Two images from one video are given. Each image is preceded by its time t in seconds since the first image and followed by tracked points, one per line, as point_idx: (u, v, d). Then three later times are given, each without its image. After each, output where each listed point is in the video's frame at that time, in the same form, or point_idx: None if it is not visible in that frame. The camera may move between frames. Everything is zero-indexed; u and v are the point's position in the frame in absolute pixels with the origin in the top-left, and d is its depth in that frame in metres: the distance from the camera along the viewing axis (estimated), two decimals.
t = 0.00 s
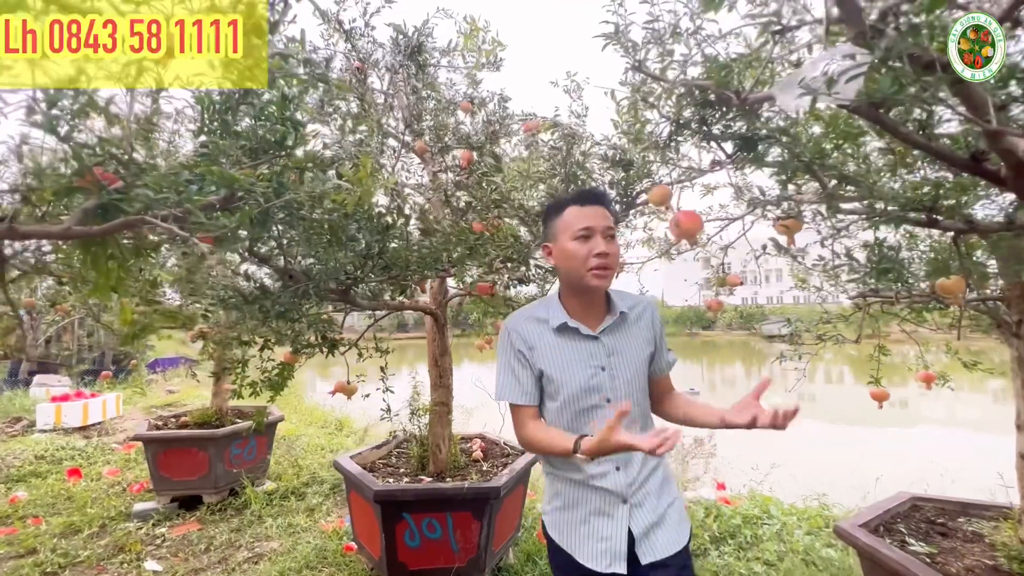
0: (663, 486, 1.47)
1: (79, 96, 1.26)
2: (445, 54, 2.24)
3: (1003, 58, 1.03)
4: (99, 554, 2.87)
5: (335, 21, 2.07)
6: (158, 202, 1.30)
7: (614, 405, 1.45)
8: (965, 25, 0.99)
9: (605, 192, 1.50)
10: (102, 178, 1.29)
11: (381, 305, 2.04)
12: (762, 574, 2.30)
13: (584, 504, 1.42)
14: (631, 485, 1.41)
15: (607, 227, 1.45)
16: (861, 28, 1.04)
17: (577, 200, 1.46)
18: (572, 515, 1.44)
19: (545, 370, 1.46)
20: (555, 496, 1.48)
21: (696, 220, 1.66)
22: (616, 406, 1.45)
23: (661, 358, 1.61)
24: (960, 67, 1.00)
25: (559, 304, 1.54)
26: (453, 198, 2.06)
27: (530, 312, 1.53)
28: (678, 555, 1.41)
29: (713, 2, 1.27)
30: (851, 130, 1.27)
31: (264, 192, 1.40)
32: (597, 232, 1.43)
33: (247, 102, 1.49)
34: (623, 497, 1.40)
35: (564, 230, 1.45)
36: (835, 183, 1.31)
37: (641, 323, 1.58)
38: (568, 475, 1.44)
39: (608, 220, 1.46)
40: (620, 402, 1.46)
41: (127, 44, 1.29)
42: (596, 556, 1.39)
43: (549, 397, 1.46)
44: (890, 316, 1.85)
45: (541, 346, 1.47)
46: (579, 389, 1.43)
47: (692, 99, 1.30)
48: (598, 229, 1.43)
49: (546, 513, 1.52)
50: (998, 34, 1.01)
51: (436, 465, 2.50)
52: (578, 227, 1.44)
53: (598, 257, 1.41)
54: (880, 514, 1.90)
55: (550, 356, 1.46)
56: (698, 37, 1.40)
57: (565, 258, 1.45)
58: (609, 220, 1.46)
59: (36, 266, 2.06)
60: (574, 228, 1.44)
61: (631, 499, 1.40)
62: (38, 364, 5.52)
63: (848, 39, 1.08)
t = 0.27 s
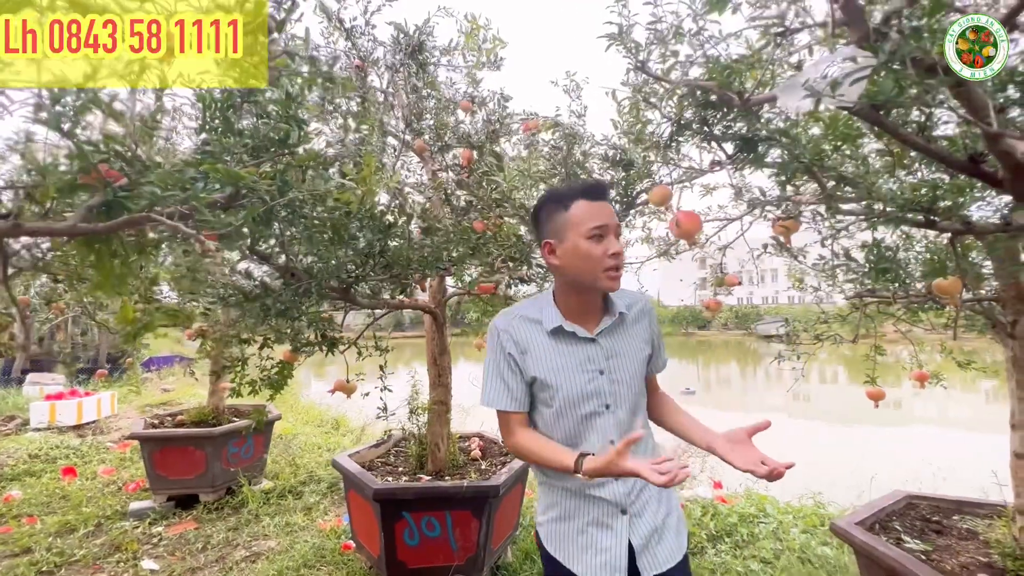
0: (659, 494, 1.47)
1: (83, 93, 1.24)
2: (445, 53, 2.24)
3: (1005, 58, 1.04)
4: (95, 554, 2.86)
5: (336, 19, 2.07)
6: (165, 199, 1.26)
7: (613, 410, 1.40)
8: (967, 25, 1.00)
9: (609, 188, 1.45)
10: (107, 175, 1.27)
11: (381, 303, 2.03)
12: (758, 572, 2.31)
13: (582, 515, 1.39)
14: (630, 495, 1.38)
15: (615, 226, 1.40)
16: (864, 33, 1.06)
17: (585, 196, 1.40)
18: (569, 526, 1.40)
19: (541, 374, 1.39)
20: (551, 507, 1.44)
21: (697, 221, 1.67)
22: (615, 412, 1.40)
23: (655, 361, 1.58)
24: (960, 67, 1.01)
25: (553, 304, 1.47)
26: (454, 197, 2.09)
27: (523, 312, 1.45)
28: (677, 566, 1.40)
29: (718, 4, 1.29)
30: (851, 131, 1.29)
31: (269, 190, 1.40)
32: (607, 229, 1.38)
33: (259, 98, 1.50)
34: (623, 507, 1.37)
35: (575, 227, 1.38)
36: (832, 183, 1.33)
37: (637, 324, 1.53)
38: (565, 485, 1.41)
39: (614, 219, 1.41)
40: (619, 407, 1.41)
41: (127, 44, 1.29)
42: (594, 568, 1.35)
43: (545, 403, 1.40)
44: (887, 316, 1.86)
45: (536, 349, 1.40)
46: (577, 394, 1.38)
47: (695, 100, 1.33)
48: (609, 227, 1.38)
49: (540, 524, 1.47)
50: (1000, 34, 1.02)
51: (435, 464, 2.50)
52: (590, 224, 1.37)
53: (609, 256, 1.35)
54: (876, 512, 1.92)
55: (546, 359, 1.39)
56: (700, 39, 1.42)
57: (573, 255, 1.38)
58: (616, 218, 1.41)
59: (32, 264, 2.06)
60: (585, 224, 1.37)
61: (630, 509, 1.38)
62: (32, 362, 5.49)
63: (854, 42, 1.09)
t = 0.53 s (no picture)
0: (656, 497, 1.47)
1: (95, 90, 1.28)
2: (448, 51, 2.24)
3: (1009, 57, 1.01)
4: (93, 551, 2.85)
5: (339, 17, 2.07)
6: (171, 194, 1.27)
7: (615, 410, 1.39)
8: (966, 25, 0.99)
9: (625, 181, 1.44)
10: (114, 171, 1.34)
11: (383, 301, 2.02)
12: (757, 570, 2.32)
13: (583, 517, 1.37)
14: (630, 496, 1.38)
15: (632, 221, 1.40)
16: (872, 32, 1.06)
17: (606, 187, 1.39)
18: (568, 529, 1.38)
19: (542, 372, 1.38)
20: (548, 510, 1.41)
21: (705, 220, 1.69)
22: (617, 412, 1.40)
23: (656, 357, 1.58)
24: (958, 63, 1.01)
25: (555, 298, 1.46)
26: (455, 196, 2.09)
27: (525, 307, 1.43)
28: (673, 566, 1.42)
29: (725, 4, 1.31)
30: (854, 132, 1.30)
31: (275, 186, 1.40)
32: (627, 224, 1.37)
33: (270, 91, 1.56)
34: (625, 509, 1.37)
35: (597, 218, 1.36)
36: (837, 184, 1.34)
37: (639, 322, 1.53)
38: (565, 487, 1.39)
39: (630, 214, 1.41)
40: (621, 407, 1.41)
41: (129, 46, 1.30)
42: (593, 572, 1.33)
43: (546, 401, 1.39)
44: (888, 316, 1.87)
45: (539, 347, 1.39)
46: (580, 394, 1.37)
47: (701, 100, 1.33)
48: (628, 221, 1.38)
49: (534, 528, 1.44)
50: (1001, 34, 1.00)
51: (436, 462, 2.50)
52: (612, 216, 1.36)
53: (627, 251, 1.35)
54: (876, 511, 1.93)
55: (549, 357, 1.38)
56: (706, 38, 1.44)
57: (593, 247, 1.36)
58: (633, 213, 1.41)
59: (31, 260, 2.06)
60: (607, 216, 1.36)
61: (631, 511, 1.37)
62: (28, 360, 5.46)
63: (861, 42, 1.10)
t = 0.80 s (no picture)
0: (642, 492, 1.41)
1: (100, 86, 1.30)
2: (450, 48, 2.23)
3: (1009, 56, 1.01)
4: (92, 550, 2.85)
5: (342, 13, 2.06)
6: (178, 189, 1.34)
7: (609, 405, 1.31)
8: (967, 26, 0.98)
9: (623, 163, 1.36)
10: (117, 165, 1.33)
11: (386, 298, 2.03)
12: (758, 569, 2.32)
13: (580, 525, 1.27)
14: (626, 496, 1.31)
15: (629, 205, 1.32)
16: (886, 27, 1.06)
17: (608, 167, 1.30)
18: (564, 540, 1.27)
19: (535, 368, 1.25)
20: (539, 522, 1.30)
21: (709, 217, 1.68)
22: (611, 406, 1.31)
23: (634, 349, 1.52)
24: (958, 62, 1.01)
25: (543, 286, 1.34)
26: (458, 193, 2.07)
27: (512, 296, 1.30)
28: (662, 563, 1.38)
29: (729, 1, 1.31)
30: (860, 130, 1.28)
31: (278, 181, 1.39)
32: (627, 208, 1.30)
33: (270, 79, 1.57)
34: (622, 511, 1.29)
35: (600, 198, 1.26)
36: (842, 182, 1.34)
37: (622, 312, 1.46)
38: (558, 495, 1.28)
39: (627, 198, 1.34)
40: (614, 401, 1.33)
41: (127, 44, 1.29)
42: None
43: (539, 399, 1.27)
44: (892, 315, 1.87)
45: (531, 340, 1.26)
46: (576, 389, 1.27)
47: (708, 97, 1.31)
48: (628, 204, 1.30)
49: (523, 544, 1.31)
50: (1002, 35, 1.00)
51: (436, 460, 2.48)
52: (615, 197, 1.28)
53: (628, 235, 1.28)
54: (878, 510, 1.93)
55: (542, 351, 1.26)
56: (712, 33, 1.45)
57: (595, 228, 1.26)
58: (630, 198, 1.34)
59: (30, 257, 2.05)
60: (609, 197, 1.27)
61: (627, 513, 1.30)
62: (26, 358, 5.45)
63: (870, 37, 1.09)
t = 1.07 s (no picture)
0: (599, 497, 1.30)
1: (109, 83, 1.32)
2: (454, 44, 2.23)
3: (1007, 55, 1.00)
4: (93, 546, 2.85)
5: (346, 9, 2.06)
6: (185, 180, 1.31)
7: (580, 406, 1.19)
8: (967, 27, 0.97)
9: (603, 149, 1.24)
10: (123, 157, 1.33)
11: (389, 296, 2.01)
12: (760, 568, 2.31)
13: (544, 538, 1.12)
14: (589, 502, 1.19)
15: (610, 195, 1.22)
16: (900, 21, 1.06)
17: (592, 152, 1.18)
18: (529, 558, 1.12)
19: (509, 366, 1.09)
20: (499, 539, 1.13)
21: (714, 214, 1.67)
22: (581, 408, 1.19)
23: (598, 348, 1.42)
24: (959, 61, 0.99)
25: (513, 274, 1.19)
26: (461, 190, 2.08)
27: (481, 284, 1.14)
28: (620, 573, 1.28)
29: None
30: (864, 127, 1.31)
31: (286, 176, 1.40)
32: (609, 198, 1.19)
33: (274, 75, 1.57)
34: (585, 520, 1.17)
35: (587, 184, 1.14)
36: (849, 178, 1.35)
37: (589, 306, 1.34)
38: (520, 505, 1.13)
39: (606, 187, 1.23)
40: (584, 402, 1.20)
41: (128, 44, 1.28)
42: None
43: (509, 402, 1.10)
44: (896, 313, 1.86)
45: (503, 334, 1.10)
46: (550, 390, 1.12)
47: (716, 93, 1.31)
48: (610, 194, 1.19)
49: (480, 566, 1.14)
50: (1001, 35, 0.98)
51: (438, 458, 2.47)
52: (599, 185, 1.16)
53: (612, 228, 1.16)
54: (881, 508, 1.92)
55: (514, 347, 1.11)
56: (719, 29, 1.45)
57: (579, 217, 1.13)
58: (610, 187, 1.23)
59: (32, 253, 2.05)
60: (594, 184, 1.15)
61: (590, 521, 1.19)
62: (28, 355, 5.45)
63: (881, 31, 1.08)
